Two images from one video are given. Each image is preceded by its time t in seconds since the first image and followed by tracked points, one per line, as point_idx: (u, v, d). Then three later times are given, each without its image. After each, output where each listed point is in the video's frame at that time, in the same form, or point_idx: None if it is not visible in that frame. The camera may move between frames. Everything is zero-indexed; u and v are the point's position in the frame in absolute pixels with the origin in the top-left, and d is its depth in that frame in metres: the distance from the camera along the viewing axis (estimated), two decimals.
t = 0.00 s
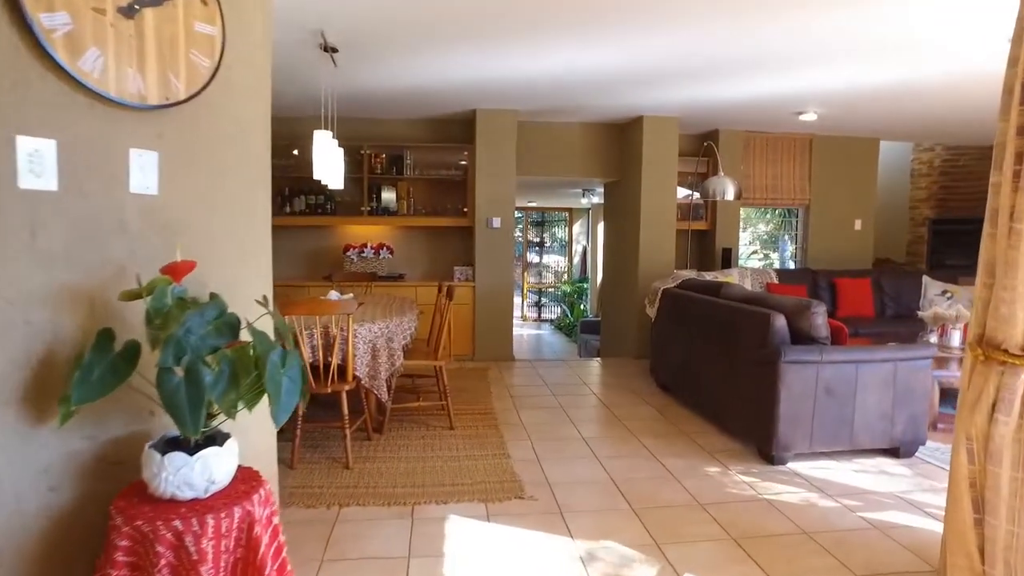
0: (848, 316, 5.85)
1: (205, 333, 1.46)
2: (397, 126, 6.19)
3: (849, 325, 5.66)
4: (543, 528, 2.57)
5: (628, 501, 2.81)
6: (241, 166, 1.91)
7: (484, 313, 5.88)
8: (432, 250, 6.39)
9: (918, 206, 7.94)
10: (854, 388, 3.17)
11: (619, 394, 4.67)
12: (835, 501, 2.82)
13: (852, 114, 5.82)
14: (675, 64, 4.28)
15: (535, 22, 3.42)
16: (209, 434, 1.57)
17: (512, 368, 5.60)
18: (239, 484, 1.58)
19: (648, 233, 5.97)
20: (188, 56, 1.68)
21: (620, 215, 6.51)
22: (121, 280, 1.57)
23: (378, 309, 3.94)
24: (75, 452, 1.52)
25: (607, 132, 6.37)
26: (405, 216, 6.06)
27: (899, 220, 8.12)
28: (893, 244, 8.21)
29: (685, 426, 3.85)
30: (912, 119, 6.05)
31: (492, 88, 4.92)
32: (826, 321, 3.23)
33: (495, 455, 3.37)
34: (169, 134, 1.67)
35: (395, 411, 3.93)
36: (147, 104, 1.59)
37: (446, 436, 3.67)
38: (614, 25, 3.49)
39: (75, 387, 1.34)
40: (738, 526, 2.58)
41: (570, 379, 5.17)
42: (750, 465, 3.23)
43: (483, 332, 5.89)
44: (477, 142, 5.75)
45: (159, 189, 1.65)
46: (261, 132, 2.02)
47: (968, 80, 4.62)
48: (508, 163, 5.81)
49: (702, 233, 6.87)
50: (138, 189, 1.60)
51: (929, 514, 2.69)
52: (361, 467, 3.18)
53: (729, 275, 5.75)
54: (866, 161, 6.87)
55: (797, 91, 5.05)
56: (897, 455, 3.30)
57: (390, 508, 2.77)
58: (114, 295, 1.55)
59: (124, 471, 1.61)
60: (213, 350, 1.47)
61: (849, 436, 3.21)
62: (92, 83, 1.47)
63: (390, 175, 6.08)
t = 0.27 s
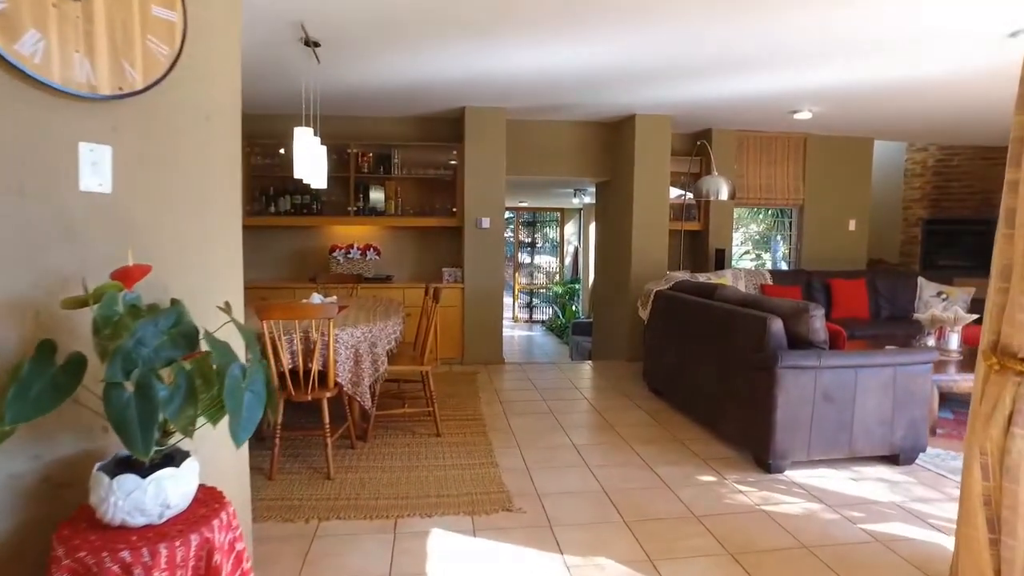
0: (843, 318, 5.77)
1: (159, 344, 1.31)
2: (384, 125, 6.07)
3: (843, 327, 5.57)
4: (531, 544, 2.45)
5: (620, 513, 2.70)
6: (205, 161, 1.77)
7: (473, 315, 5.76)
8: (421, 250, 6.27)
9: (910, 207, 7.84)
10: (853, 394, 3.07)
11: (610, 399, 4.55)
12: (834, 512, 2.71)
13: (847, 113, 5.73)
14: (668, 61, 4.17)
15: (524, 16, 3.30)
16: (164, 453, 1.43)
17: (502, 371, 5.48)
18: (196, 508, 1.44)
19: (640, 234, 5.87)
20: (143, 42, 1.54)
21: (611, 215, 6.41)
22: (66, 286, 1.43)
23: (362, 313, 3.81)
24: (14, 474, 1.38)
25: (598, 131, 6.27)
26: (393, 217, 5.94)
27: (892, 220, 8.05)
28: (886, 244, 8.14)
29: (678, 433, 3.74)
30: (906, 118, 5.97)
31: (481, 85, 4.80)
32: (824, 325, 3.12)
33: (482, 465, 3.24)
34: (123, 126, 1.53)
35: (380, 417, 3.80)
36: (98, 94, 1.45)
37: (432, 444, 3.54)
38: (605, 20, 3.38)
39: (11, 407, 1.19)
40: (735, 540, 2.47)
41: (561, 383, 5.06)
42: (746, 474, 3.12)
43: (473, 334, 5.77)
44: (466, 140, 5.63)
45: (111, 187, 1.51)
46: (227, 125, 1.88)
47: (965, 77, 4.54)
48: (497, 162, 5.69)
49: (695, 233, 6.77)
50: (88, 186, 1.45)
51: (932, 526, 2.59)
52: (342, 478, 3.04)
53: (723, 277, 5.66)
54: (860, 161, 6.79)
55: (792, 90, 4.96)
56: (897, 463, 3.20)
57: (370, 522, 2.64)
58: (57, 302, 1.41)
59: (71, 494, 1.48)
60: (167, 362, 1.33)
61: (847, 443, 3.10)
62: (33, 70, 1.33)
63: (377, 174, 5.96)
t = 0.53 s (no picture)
0: (838, 320, 5.68)
1: (99, 361, 1.15)
2: (371, 124, 5.94)
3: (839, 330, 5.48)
4: (519, 561, 2.33)
5: (612, 528, 2.58)
6: (163, 158, 1.64)
7: (461, 318, 5.63)
8: (409, 252, 6.13)
9: (904, 206, 7.79)
10: (852, 401, 2.96)
11: (602, 404, 4.44)
12: (835, 525, 2.60)
13: (842, 111, 5.64)
14: (660, 57, 4.06)
15: (511, 9, 3.18)
16: (111, 477, 1.29)
17: (491, 376, 5.35)
18: (148, 536, 1.30)
19: (633, 235, 5.76)
20: (88, 28, 1.41)
21: (603, 215, 6.29)
22: None
23: (345, 317, 3.68)
24: None
25: (590, 130, 6.16)
26: (380, 218, 5.81)
27: (886, 221, 7.97)
28: (880, 245, 8.06)
29: (672, 441, 3.63)
30: (901, 117, 5.88)
31: (469, 82, 4.67)
32: (823, 330, 3.02)
33: (469, 476, 3.12)
34: (65, 119, 1.40)
35: (363, 426, 3.67)
36: (34, 84, 1.32)
37: (418, 454, 3.41)
38: (596, 14, 3.26)
39: None
40: (732, 557, 2.35)
41: (551, 387, 4.94)
42: (742, 484, 3.01)
43: (461, 338, 5.65)
44: (454, 139, 5.51)
45: (51, 186, 1.38)
46: (189, 120, 1.75)
47: (962, 74, 4.45)
48: (486, 161, 5.57)
49: (688, 234, 6.67)
50: (22, 185, 1.32)
51: (937, 539, 2.48)
52: (321, 490, 2.91)
53: (716, 278, 5.56)
54: (855, 161, 6.71)
55: (786, 87, 4.86)
56: (898, 472, 3.09)
57: (349, 538, 2.51)
58: None
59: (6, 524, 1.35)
60: (110, 381, 1.17)
61: (847, 452, 3.00)
62: None
63: (363, 173, 5.83)
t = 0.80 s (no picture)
0: (834, 322, 5.59)
1: (24, 379, 1.02)
2: (358, 121, 5.80)
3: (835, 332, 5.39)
4: None
5: (604, 542, 2.46)
6: (115, 153, 1.51)
7: (450, 320, 5.51)
8: (397, 252, 6.00)
9: (899, 206, 7.72)
10: (852, 408, 2.85)
11: (594, 409, 4.32)
12: (837, 538, 2.49)
13: (837, 109, 5.55)
14: (653, 52, 3.94)
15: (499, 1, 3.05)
16: (43, 511, 1.17)
17: (480, 379, 5.23)
18: (93, 566, 1.18)
19: (625, 235, 5.64)
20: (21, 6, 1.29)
21: (595, 215, 6.18)
22: None
23: (326, 321, 3.55)
24: None
25: (581, 128, 6.04)
26: (367, 217, 5.68)
27: (881, 221, 7.89)
28: (874, 245, 7.98)
29: (666, 447, 3.52)
30: (896, 115, 5.80)
31: (457, 78, 4.55)
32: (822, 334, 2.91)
33: (455, 486, 2.99)
34: None
35: (347, 434, 3.54)
36: None
37: (402, 463, 3.29)
38: (586, 6, 3.15)
39: None
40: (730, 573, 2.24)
41: (542, 391, 4.82)
42: (739, 494, 2.90)
43: (450, 340, 5.52)
44: (442, 137, 5.38)
45: None
46: (144, 111, 1.61)
47: (960, 71, 4.36)
48: (476, 160, 5.45)
49: (681, 234, 6.57)
50: None
51: (943, 553, 2.38)
52: (300, 503, 2.78)
53: (709, 279, 5.46)
54: (849, 160, 6.63)
55: (781, 84, 4.77)
56: (899, 480, 2.99)
57: (328, 555, 2.38)
58: None
59: None
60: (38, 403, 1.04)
61: (847, 461, 2.89)
62: None
63: (349, 172, 5.69)
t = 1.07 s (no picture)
0: (830, 323, 5.49)
1: None
2: (344, 118, 5.67)
3: (830, 333, 5.29)
4: None
5: (592, 557, 2.34)
6: (38, 139, 1.41)
7: (439, 322, 5.38)
8: (384, 252, 5.86)
9: (894, 206, 7.62)
10: (853, 414, 2.74)
11: (586, 414, 4.20)
12: (837, 551, 2.37)
13: (832, 106, 5.46)
14: (644, 46, 3.83)
15: None
16: None
17: (470, 383, 5.10)
18: None
19: (618, 234, 5.53)
20: None
21: (587, 214, 6.07)
22: None
23: (307, 324, 3.42)
24: None
25: (573, 125, 5.92)
26: (353, 217, 5.54)
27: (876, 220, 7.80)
28: (870, 245, 7.89)
29: (659, 454, 3.40)
30: (892, 113, 5.72)
31: (443, 73, 4.43)
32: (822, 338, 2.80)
33: (438, 497, 2.87)
34: None
35: (328, 441, 3.41)
36: None
37: (385, 472, 3.16)
38: None
39: None
40: None
41: (533, 395, 4.70)
42: (735, 504, 2.78)
43: (438, 342, 5.40)
44: (430, 135, 5.26)
45: None
46: (76, 95, 1.52)
47: (958, 67, 4.27)
48: (465, 158, 5.33)
49: (675, 234, 6.47)
50: None
51: (947, 567, 2.26)
52: (275, 515, 2.65)
53: (703, 280, 5.36)
54: (844, 159, 6.54)
55: (775, 80, 4.67)
56: (900, 488, 2.88)
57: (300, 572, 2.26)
58: None
59: None
60: None
61: (847, 469, 2.78)
62: None
63: (335, 170, 5.56)
